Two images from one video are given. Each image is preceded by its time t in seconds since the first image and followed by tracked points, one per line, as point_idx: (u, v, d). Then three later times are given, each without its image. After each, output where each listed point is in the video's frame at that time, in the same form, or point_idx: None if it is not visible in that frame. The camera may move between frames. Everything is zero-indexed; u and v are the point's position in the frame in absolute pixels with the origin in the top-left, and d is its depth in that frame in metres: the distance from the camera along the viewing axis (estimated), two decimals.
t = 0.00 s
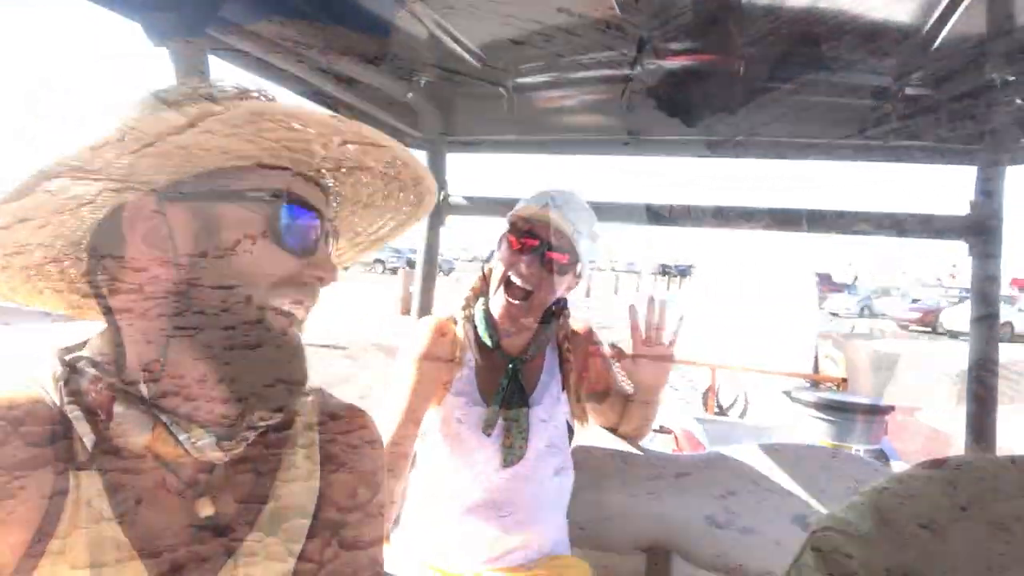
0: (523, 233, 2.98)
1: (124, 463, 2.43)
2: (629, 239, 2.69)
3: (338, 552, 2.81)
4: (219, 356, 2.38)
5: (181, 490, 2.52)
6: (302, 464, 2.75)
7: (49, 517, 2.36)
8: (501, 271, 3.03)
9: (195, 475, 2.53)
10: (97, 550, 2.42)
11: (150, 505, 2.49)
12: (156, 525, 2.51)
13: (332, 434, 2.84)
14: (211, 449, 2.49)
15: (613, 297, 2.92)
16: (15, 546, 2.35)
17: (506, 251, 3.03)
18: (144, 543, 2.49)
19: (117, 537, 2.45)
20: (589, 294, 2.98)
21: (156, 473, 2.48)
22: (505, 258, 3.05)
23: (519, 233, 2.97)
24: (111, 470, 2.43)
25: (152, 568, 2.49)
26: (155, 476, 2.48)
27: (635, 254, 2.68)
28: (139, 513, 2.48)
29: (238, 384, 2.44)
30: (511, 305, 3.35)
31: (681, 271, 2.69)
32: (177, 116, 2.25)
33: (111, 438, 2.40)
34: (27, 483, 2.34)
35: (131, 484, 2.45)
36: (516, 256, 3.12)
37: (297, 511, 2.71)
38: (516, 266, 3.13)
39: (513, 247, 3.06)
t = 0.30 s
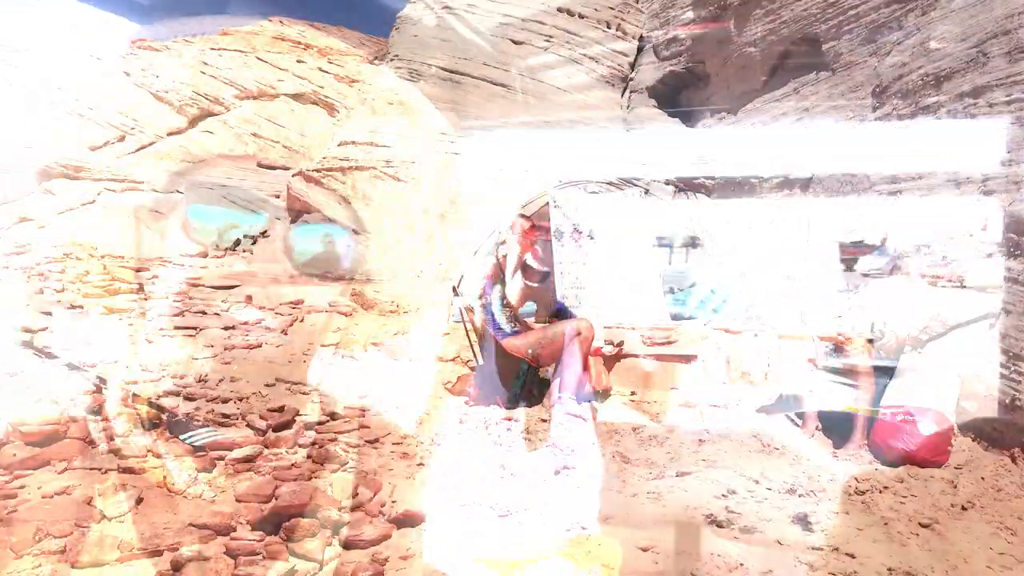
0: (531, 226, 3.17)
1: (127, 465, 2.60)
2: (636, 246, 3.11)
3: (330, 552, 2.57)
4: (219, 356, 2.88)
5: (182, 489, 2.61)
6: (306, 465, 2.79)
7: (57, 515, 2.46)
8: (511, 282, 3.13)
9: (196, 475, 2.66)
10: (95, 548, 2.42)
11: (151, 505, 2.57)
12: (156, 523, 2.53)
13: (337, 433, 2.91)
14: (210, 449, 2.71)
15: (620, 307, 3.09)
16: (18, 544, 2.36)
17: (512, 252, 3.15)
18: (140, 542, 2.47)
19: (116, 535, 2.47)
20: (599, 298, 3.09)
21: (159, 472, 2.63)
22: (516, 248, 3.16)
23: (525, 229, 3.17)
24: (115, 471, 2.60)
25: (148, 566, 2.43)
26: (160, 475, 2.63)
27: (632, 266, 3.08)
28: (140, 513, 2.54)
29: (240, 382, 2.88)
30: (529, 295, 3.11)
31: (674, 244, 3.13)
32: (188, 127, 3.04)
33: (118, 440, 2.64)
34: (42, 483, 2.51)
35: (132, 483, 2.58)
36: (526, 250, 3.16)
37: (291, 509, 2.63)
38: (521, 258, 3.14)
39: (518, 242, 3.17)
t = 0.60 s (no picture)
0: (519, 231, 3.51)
1: (128, 466, 2.58)
2: (635, 246, 3.56)
3: (329, 552, 2.38)
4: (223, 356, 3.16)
5: (181, 489, 2.54)
6: (305, 466, 2.79)
7: (56, 513, 2.36)
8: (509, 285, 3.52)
9: (195, 476, 2.62)
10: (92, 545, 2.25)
11: (150, 503, 2.49)
12: (157, 521, 2.43)
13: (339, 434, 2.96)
14: (209, 448, 2.78)
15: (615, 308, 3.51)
16: (17, 542, 2.22)
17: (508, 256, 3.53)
18: (140, 541, 2.32)
19: (116, 535, 2.32)
20: (601, 302, 3.47)
21: (158, 473, 2.61)
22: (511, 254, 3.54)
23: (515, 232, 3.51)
24: (115, 472, 2.60)
25: (148, 564, 2.25)
26: (160, 475, 2.60)
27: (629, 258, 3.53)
28: (140, 512, 2.46)
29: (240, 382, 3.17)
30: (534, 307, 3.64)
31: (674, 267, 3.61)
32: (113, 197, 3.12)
33: (118, 439, 2.69)
34: (45, 482, 2.52)
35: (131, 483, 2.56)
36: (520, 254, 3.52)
37: (290, 507, 2.46)
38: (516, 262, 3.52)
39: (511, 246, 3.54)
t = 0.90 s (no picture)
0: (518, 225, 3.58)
1: (127, 465, 2.61)
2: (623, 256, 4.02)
3: (328, 552, 2.11)
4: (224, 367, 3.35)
5: (180, 488, 2.46)
6: (305, 466, 2.68)
7: (55, 514, 2.21)
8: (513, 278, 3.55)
9: (195, 476, 2.58)
10: (91, 545, 2.04)
11: (150, 503, 2.38)
12: (158, 522, 2.24)
13: (338, 435, 3.03)
14: (211, 449, 2.81)
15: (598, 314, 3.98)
16: (15, 543, 2.02)
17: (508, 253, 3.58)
18: (139, 541, 2.06)
19: (115, 535, 2.13)
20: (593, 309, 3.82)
21: (158, 474, 2.59)
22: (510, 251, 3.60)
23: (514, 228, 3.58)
24: (115, 474, 2.58)
25: (147, 564, 1.99)
26: (160, 475, 2.59)
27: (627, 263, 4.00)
28: (140, 512, 2.31)
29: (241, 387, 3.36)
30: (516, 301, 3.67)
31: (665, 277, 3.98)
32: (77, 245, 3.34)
33: (124, 445, 2.80)
34: (43, 482, 2.51)
35: (128, 484, 2.51)
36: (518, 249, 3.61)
37: (290, 506, 2.19)
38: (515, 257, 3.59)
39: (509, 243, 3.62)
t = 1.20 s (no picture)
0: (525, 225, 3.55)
1: (128, 465, 2.62)
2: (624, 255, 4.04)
3: (329, 552, 2.10)
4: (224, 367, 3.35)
5: (181, 488, 2.46)
6: (306, 467, 2.67)
7: (57, 514, 2.21)
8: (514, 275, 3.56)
9: (196, 476, 2.58)
10: (92, 545, 2.04)
11: (151, 504, 2.38)
12: (159, 522, 2.24)
13: (339, 435, 3.04)
14: (212, 450, 2.81)
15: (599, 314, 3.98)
16: (17, 543, 2.02)
17: (509, 251, 3.57)
18: (140, 542, 2.06)
19: (116, 535, 2.13)
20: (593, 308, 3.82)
21: (160, 474, 2.58)
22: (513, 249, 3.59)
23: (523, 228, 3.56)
24: (116, 475, 2.57)
25: (148, 564, 1.99)
26: (160, 475, 2.59)
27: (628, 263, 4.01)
28: (141, 513, 2.31)
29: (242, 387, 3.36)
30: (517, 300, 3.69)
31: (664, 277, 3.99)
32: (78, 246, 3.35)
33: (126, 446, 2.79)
34: (44, 482, 2.51)
35: (129, 484, 2.51)
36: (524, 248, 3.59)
37: (290, 506, 2.19)
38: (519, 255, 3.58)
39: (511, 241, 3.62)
